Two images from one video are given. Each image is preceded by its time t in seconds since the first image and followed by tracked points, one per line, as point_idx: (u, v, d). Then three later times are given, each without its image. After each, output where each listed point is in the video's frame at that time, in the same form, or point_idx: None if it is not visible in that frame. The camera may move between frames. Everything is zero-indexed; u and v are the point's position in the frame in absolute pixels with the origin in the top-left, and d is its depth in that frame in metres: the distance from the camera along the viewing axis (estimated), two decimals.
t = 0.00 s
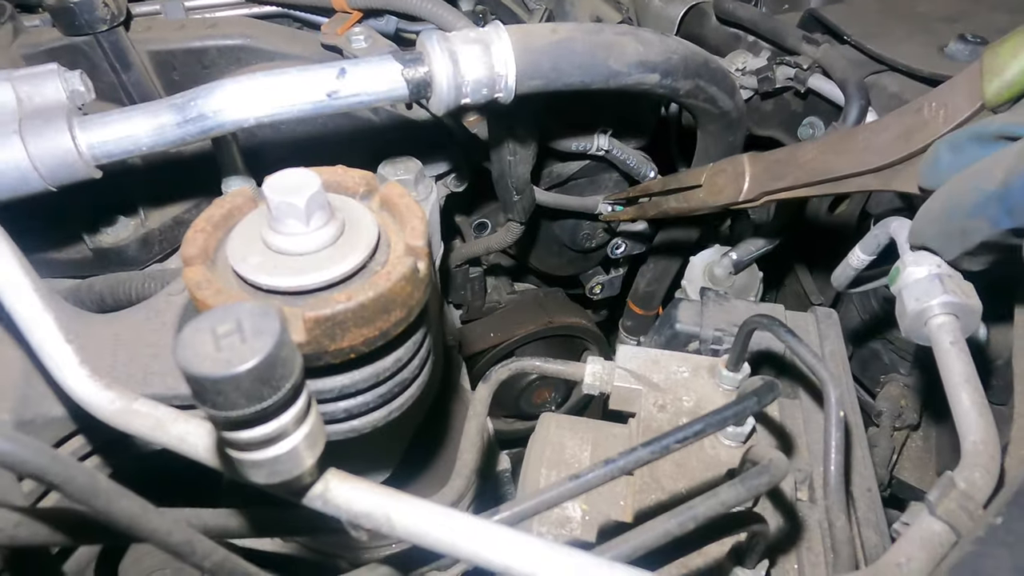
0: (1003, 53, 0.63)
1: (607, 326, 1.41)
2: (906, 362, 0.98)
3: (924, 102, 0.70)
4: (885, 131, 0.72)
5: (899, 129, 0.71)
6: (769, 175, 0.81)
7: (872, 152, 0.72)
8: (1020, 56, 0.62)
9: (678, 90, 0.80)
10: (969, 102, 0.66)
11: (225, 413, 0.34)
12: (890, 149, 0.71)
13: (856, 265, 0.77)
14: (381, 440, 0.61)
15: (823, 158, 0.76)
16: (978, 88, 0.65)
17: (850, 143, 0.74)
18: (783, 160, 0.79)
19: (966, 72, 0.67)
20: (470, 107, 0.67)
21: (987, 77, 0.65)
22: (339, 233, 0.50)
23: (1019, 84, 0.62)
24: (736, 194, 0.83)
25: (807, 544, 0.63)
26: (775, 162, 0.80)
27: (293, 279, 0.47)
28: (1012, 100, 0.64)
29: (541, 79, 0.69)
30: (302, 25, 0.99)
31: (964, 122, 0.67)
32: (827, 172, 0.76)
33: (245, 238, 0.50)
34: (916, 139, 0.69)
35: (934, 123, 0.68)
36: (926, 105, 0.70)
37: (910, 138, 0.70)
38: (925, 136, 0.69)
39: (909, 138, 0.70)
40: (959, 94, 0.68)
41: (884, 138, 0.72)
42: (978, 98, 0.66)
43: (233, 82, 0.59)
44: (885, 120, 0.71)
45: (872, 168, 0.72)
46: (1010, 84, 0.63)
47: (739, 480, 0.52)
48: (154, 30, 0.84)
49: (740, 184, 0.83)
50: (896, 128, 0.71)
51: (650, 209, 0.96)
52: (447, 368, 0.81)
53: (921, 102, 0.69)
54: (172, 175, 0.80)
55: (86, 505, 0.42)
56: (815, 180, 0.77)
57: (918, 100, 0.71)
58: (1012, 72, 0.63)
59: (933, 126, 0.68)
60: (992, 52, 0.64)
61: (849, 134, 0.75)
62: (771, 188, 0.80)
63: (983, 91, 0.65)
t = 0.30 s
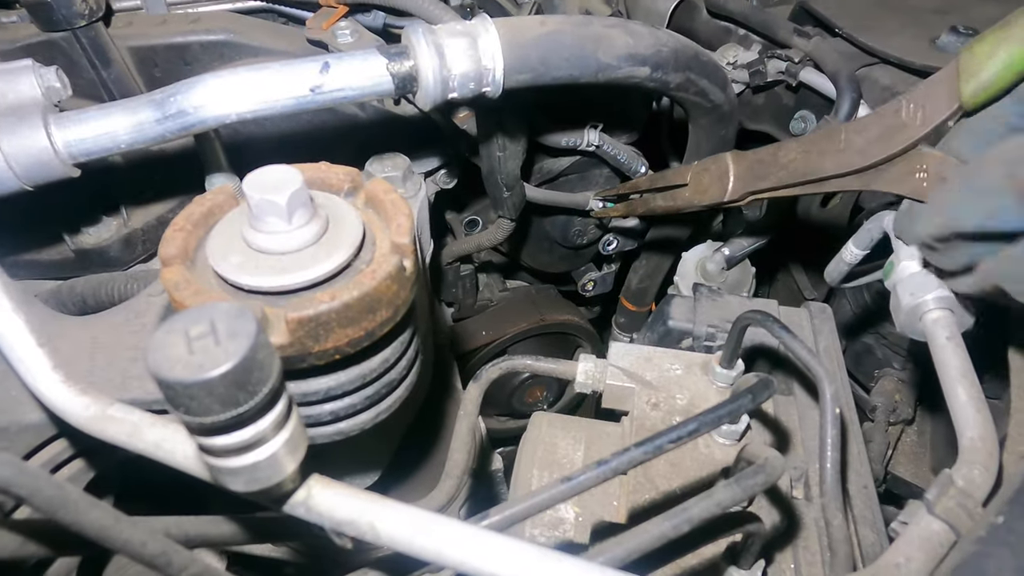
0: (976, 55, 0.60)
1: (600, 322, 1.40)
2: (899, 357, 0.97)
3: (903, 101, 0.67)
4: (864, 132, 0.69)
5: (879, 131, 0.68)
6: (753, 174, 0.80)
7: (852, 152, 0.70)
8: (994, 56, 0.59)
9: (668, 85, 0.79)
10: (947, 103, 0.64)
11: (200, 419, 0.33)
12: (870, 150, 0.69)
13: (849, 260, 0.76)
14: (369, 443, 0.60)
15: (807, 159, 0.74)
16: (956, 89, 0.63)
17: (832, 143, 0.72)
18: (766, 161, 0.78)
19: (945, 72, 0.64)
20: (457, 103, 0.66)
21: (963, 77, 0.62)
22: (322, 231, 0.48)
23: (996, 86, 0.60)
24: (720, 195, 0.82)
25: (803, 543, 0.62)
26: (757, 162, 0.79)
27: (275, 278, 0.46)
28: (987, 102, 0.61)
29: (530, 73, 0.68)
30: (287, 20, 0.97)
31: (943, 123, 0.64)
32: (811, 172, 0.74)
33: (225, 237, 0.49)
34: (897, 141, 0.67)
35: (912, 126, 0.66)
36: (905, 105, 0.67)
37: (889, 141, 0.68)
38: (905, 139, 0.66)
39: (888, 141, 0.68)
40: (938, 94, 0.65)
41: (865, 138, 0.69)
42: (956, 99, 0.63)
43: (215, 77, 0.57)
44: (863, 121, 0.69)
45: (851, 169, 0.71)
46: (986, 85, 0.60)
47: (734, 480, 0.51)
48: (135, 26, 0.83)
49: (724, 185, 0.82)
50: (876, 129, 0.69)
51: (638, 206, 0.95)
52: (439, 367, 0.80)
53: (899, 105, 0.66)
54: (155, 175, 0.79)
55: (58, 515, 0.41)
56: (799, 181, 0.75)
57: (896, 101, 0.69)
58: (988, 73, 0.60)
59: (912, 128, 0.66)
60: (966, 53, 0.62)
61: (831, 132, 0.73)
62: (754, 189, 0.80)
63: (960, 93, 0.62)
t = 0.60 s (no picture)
0: (973, 50, 0.61)
1: (596, 318, 1.40)
2: (896, 350, 0.97)
3: (897, 96, 0.68)
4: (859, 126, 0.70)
5: (873, 124, 0.70)
6: (748, 169, 0.79)
7: (847, 147, 0.71)
8: (989, 50, 0.61)
9: (664, 79, 0.79)
10: (943, 96, 0.65)
11: (201, 415, 0.33)
12: (864, 145, 0.70)
13: (846, 253, 0.78)
14: (367, 439, 0.60)
15: (803, 154, 0.74)
16: (951, 82, 0.64)
17: (826, 138, 0.73)
18: (760, 157, 0.78)
19: (938, 66, 0.66)
20: (453, 98, 0.66)
21: (959, 71, 0.63)
22: (321, 226, 0.48)
23: (992, 79, 0.61)
24: (717, 189, 0.82)
25: (802, 535, 0.62)
26: (753, 157, 0.79)
27: (272, 275, 0.46)
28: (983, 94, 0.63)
29: (526, 68, 0.68)
30: (282, 17, 0.97)
31: (938, 117, 0.66)
32: (805, 167, 0.74)
33: (222, 233, 0.48)
34: (892, 134, 0.68)
35: (907, 120, 0.67)
36: (900, 100, 0.68)
37: (884, 135, 0.69)
38: (901, 132, 0.68)
39: (883, 134, 0.69)
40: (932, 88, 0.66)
41: (859, 132, 0.70)
42: (952, 92, 0.64)
43: (210, 73, 0.57)
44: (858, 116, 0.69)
45: (847, 163, 0.71)
46: (984, 78, 0.62)
47: (734, 471, 0.51)
48: (128, 23, 0.82)
49: (720, 180, 0.81)
50: (870, 123, 0.70)
51: (636, 202, 0.94)
52: (437, 363, 0.80)
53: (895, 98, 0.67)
54: (149, 172, 0.78)
55: (61, 511, 0.41)
56: (794, 175, 0.75)
57: (889, 94, 0.70)
58: (985, 66, 0.61)
59: (907, 122, 0.67)
60: (962, 46, 0.62)
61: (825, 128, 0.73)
62: (749, 184, 0.79)
63: (957, 86, 0.63)
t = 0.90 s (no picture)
0: (961, 45, 0.64)
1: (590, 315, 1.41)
2: (887, 345, 0.98)
3: (887, 92, 0.70)
4: (849, 123, 0.72)
5: (864, 121, 0.71)
6: (742, 164, 0.81)
7: (838, 144, 0.73)
8: (977, 46, 0.63)
9: (658, 77, 0.79)
10: (933, 92, 0.67)
11: (204, 411, 0.34)
12: (856, 141, 0.72)
13: (838, 249, 0.79)
14: (364, 437, 0.60)
15: (795, 149, 0.76)
16: (940, 78, 0.66)
17: (819, 134, 0.74)
18: (754, 151, 0.80)
19: (927, 62, 0.67)
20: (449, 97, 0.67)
21: (948, 67, 0.65)
22: (318, 225, 0.49)
23: (979, 75, 0.64)
24: (712, 184, 0.83)
25: (795, 527, 0.63)
26: (747, 153, 0.80)
27: (271, 273, 0.46)
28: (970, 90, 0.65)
29: (521, 67, 0.68)
30: (276, 17, 0.97)
31: (929, 112, 0.67)
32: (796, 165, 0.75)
33: (221, 232, 0.49)
34: (884, 130, 0.70)
35: (898, 116, 0.68)
36: (890, 97, 0.69)
37: (875, 131, 0.70)
38: (892, 128, 0.69)
39: (875, 130, 0.70)
40: (921, 83, 0.68)
41: (851, 129, 0.72)
42: (941, 88, 0.66)
43: (207, 74, 0.57)
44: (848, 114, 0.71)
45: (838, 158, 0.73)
46: (971, 74, 0.64)
47: (728, 463, 0.52)
48: (123, 24, 0.82)
49: (715, 175, 0.83)
50: (861, 119, 0.71)
51: (632, 198, 0.96)
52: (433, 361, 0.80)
53: (885, 94, 0.68)
54: (146, 172, 0.79)
55: (67, 506, 0.42)
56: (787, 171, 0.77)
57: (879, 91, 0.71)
58: (972, 62, 0.63)
59: (897, 118, 0.69)
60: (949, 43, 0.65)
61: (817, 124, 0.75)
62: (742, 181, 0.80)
63: (946, 82, 0.66)
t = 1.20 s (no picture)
0: (974, 40, 0.66)
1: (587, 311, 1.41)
2: (884, 339, 0.99)
3: (896, 86, 0.71)
4: (858, 115, 0.73)
5: (874, 113, 0.72)
6: (749, 153, 0.81)
7: (847, 135, 0.74)
8: (988, 42, 0.65)
9: (655, 74, 0.80)
10: (942, 86, 0.69)
11: (211, 402, 0.34)
12: (864, 133, 0.73)
13: (834, 243, 0.79)
14: (366, 430, 0.61)
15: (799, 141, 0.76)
16: (950, 73, 0.68)
17: (825, 124, 0.75)
18: (759, 142, 0.80)
19: (936, 57, 0.69)
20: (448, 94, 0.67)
21: (958, 61, 0.68)
22: (320, 221, 0.49)
23: (991, 70, 0.66)
24: (718, 173, 0.84)
25: (793, 517, 0.64)
26: (754, 141, 0.81)
27: (274, 268, 0.47)
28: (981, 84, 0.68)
29: (519, 64, 0.69)
30: (273, 15, 0.97)
31: (938, 106, 0.69)
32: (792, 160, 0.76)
33: (225, 227, 0.49)
34: (892, 123, 0.71)
35: (908, 109, 0.70)
36: (899, 90, 0.71)
37: (884, 123, 0.71)
38: (901, 121, 0.71)
39: (884, 122, 0.72)
40: (930, 78, 0.70)
41: (859, 121, 0.73)
42: (951, 83, 0.68)
43: (207, 71, 0.58)
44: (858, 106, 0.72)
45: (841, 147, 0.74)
46: (982, 68, 0.66)
47: (727, 453, 0.53)
48: (121, 22, 0.82)
49: (721, 163, 0.83)
50: (870, 112, 0.72)
51: (636, 185, 0.96)
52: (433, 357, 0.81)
53: (893, 88, 0.70)
54: (146, 169, 0.79)
55: (78, 496, 0.42)
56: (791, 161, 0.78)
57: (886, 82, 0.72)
58: (983, 57, 0.66)
59: (907, 111, 0.70)
60: (962, 38, 0.67)
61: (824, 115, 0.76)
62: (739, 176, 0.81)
63: (956, 76, 0.68)
